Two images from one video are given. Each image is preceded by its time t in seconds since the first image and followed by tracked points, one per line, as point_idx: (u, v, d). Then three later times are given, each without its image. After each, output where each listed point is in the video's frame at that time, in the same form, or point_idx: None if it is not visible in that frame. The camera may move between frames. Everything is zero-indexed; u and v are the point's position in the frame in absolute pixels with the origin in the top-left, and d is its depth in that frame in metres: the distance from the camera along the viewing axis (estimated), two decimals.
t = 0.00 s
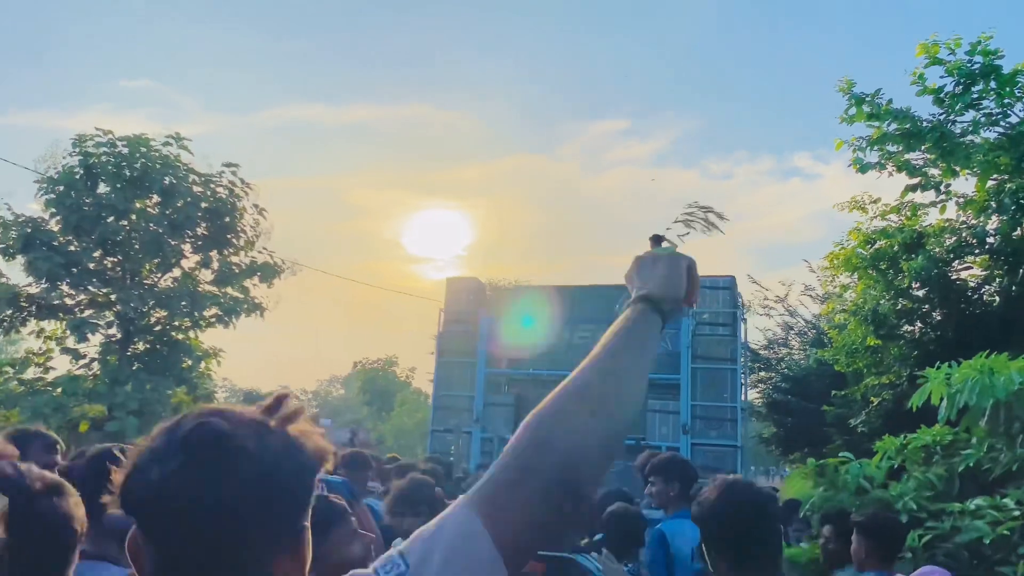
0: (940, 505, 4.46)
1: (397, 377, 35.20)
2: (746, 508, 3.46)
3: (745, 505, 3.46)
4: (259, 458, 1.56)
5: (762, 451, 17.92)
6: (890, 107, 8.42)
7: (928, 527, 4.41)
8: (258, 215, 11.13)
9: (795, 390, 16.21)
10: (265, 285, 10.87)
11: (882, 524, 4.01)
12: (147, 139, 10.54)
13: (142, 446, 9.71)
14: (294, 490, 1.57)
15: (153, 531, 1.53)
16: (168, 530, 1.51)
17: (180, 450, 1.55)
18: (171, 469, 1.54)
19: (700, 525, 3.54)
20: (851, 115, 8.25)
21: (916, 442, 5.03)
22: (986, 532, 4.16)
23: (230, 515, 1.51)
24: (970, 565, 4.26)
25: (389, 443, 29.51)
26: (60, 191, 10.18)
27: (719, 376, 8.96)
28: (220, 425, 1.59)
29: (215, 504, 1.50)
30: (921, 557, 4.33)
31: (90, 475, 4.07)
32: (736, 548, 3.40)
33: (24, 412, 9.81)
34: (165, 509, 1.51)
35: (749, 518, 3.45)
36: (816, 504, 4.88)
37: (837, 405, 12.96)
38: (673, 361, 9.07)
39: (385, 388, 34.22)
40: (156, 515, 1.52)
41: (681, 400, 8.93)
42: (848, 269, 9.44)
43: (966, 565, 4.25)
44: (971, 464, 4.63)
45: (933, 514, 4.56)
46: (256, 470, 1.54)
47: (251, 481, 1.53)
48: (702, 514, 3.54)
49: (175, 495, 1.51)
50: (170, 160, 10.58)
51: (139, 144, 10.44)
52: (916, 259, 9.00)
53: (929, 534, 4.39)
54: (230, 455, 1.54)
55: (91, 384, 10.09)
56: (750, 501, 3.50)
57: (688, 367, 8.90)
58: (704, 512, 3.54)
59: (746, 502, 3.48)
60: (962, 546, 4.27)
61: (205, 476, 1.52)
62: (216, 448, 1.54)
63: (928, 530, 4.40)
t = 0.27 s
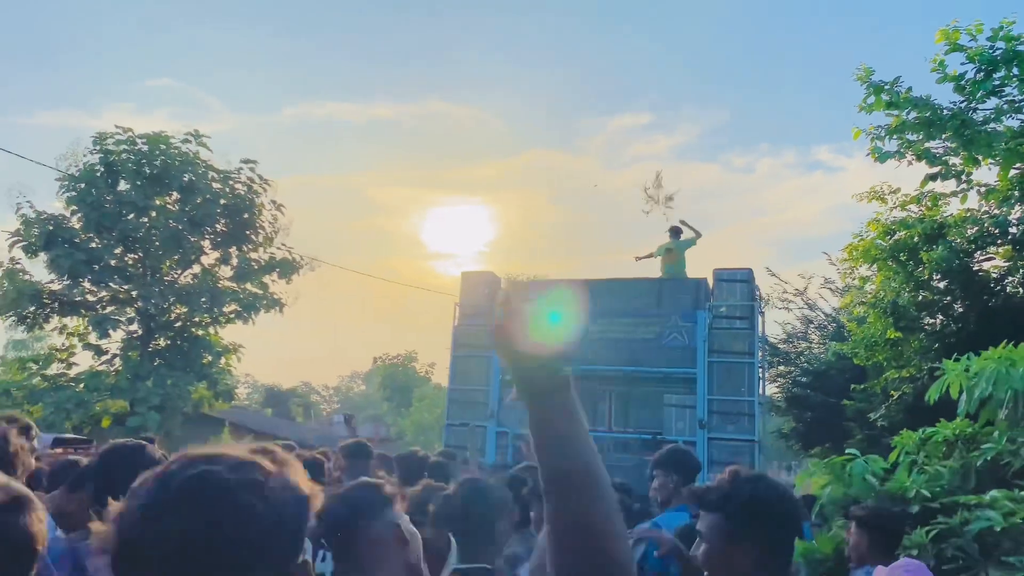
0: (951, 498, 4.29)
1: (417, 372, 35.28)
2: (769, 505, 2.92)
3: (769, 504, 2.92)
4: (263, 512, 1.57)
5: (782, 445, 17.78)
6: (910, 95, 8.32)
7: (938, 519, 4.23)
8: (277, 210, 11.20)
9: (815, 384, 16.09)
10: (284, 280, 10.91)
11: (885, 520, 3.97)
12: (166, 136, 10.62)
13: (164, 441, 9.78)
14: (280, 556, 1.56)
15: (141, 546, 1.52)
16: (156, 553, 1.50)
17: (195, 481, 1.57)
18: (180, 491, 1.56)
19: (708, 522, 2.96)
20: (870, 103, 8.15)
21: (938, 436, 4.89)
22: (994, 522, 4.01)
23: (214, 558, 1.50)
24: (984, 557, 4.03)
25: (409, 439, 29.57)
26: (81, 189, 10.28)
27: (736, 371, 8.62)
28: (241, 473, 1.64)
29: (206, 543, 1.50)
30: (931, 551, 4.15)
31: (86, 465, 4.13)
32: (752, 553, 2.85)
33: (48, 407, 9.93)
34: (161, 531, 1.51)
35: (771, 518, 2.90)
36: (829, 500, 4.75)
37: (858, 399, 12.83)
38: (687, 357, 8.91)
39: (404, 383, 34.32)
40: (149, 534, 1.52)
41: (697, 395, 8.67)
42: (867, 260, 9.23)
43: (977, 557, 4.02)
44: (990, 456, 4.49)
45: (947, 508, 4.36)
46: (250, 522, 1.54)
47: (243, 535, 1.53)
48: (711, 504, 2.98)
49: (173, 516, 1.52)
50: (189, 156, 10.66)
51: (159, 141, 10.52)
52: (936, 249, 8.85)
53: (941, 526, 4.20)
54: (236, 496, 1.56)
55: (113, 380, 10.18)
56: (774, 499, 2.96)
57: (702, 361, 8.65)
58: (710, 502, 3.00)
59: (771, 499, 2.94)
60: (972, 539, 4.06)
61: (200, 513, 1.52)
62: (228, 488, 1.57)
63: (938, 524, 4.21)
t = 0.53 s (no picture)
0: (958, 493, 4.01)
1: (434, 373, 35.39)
2: (767, 487, 2.95)
3: (767, 486, 2.95)
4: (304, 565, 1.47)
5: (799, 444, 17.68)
6: (925, 90, 8.25)
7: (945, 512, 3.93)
8: (293, 211, 11.26)
9: (831, 382, 16.00)
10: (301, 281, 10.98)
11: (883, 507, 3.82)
12: (184, 139, 10.71)
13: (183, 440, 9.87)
14: None
15: (176, 513, 1.51)
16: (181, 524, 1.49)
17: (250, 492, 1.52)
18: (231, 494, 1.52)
19: (703, 501, 2.91)
20: (884, 98, 8.09)
21: (950, 435, 4.79)
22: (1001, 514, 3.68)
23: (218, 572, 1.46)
24: (991, 550, 3.72)
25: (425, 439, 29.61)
26: (100, 191, 10.40)
27: (749, 367, 9.43)
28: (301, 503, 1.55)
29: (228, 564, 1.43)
30: (939, 545, 3.87)
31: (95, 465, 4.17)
32: (747, 534, 2.87)
33: (69, 407, 10.03)
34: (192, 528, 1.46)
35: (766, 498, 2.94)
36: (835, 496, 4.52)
37: (875, 397, 12.77)
38: (701, 354, 9.65)
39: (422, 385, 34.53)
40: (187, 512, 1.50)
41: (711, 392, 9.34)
42: (882, 255, 9.43)
43: (985, 550, 3.72)
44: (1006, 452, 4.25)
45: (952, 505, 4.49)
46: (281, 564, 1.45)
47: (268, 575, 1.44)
48: (705, 485, 2.94)
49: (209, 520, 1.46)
50: (206, 158, 10.74)
51: (176, 143, 10.61)
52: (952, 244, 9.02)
53: (947, 520, 3.92)
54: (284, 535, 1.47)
55: (132, 381, 10.28)
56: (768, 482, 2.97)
57: (716, 358, 9.42)
58: (710, 482, 2.94)
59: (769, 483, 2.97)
60: (982, 531, 3.77)
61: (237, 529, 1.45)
62: (280, 522, 1.48)
63: (944, 517, 3.92)
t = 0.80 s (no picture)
0: (963, 493, 4.78)
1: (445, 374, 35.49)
2: (759, 468, 2.97)
3: (758, 465, 2.97)
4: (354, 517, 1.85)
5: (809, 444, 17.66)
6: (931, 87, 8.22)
7: (950, 512, 4.70)
8: (305, 214, 11.29)
9: (841, 382, 16.00)
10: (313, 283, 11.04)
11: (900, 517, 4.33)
12: (196, 142, 10.80)
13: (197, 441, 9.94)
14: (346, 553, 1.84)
15: (253, 454, 1.81)
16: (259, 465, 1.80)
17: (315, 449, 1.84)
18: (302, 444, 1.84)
19: (689, 475, 2.95)
20: (889, 96, 8.07)
21: (951, 432, 5.44)
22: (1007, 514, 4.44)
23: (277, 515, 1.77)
24: (992, 549, 4.48)
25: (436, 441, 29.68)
26: (113, 195, 10.50)
27: (757, 367, 9.46)
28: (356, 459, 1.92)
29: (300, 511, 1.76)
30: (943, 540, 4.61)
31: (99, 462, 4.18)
32: (733, 512, 2.87)
33: (83, 409, 10.12)
34: (272, 475, 1.77)
35: (755, 479, 2.94)
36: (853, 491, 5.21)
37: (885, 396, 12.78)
38: (708, 354, 9.78)
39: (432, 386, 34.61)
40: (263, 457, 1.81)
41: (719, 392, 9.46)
42: (890, 255, 9.96)
43: (987, 548, 4.47)
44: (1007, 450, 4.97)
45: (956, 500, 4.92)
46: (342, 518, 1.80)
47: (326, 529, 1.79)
48: (694, 461, 2.99)
49: (290, 477, 1.77)
50: (218, 162, 10.83)
51: (188, 147, 10.70)
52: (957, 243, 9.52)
53: (950, 520, 4.69)
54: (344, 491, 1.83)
55: (146, 382, 10.37)
56: (759, 462, 2.99)
57: (724, 359, 9.46)
58: (703, 468, 2.96)
59: (759, 462, 2.99)
60: (986, 532, 4.52)
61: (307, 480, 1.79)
62: (345, 480, 1.83)
63: (948, 515, 4.68)
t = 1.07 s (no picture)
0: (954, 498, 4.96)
1: (450, 379, 35.48)
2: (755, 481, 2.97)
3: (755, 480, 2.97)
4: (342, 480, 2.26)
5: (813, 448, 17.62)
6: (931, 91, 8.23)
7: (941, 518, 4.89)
8: (308, 220, 11.34)
9: (845, 386, 15.99)
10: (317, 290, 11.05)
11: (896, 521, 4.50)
12: (199, 150, 10.83)
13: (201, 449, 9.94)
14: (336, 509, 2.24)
15: (262, 433, 2.18)
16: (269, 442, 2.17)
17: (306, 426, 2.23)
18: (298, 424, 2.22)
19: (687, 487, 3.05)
20: (889, 100, 8.07)
21: (949, 436, 5.60)
22: (1001, 519, 4.60)
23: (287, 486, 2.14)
24: (981, 554, 4.69)
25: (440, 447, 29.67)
26: (117, 203, 10.52)
27: (760, 371, 9.39)
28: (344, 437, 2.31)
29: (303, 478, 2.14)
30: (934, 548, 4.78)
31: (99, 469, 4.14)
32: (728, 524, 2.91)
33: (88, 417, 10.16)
34: (283, 449, 2.15)
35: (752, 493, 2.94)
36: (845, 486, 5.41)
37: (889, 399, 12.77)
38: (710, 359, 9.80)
39: (437, 392, 34.60)
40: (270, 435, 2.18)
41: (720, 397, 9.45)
42: (890, 258, 10.02)
43: (974, 554, 4.69)
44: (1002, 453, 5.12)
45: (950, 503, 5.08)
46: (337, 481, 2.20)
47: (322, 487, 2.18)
48: (694, 475, 3.08)
49: (298, 450, 2.15)
50: (222, 169, 10.87)
51: (192, 154, 10.74)
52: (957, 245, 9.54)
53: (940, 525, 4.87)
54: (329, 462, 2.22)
55: (151, 390, 10.40)
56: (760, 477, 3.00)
57: (726, 363, 9.47)
58: (704, 479, 3.04)
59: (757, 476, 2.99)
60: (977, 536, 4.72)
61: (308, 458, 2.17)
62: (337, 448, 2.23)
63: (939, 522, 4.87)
